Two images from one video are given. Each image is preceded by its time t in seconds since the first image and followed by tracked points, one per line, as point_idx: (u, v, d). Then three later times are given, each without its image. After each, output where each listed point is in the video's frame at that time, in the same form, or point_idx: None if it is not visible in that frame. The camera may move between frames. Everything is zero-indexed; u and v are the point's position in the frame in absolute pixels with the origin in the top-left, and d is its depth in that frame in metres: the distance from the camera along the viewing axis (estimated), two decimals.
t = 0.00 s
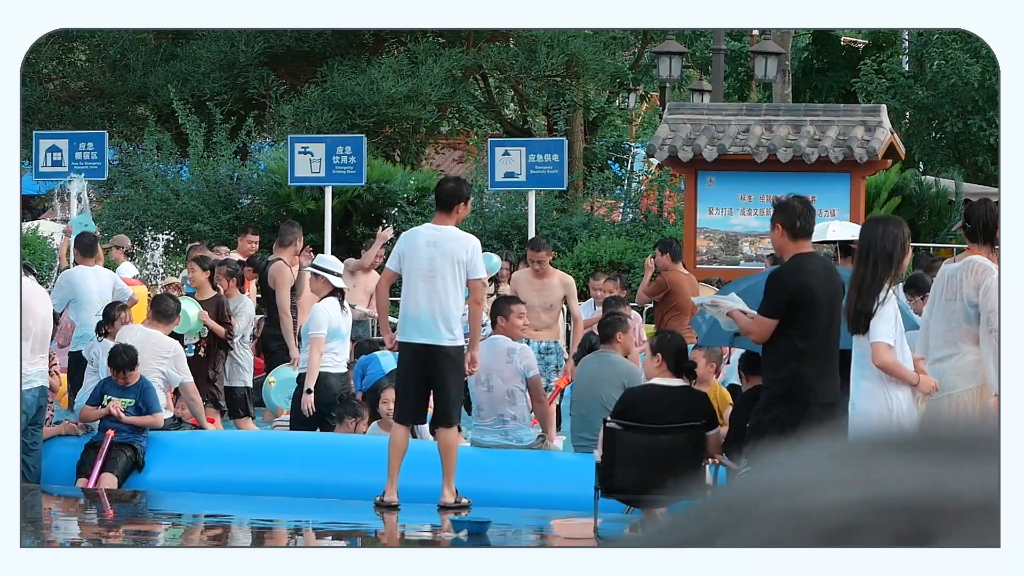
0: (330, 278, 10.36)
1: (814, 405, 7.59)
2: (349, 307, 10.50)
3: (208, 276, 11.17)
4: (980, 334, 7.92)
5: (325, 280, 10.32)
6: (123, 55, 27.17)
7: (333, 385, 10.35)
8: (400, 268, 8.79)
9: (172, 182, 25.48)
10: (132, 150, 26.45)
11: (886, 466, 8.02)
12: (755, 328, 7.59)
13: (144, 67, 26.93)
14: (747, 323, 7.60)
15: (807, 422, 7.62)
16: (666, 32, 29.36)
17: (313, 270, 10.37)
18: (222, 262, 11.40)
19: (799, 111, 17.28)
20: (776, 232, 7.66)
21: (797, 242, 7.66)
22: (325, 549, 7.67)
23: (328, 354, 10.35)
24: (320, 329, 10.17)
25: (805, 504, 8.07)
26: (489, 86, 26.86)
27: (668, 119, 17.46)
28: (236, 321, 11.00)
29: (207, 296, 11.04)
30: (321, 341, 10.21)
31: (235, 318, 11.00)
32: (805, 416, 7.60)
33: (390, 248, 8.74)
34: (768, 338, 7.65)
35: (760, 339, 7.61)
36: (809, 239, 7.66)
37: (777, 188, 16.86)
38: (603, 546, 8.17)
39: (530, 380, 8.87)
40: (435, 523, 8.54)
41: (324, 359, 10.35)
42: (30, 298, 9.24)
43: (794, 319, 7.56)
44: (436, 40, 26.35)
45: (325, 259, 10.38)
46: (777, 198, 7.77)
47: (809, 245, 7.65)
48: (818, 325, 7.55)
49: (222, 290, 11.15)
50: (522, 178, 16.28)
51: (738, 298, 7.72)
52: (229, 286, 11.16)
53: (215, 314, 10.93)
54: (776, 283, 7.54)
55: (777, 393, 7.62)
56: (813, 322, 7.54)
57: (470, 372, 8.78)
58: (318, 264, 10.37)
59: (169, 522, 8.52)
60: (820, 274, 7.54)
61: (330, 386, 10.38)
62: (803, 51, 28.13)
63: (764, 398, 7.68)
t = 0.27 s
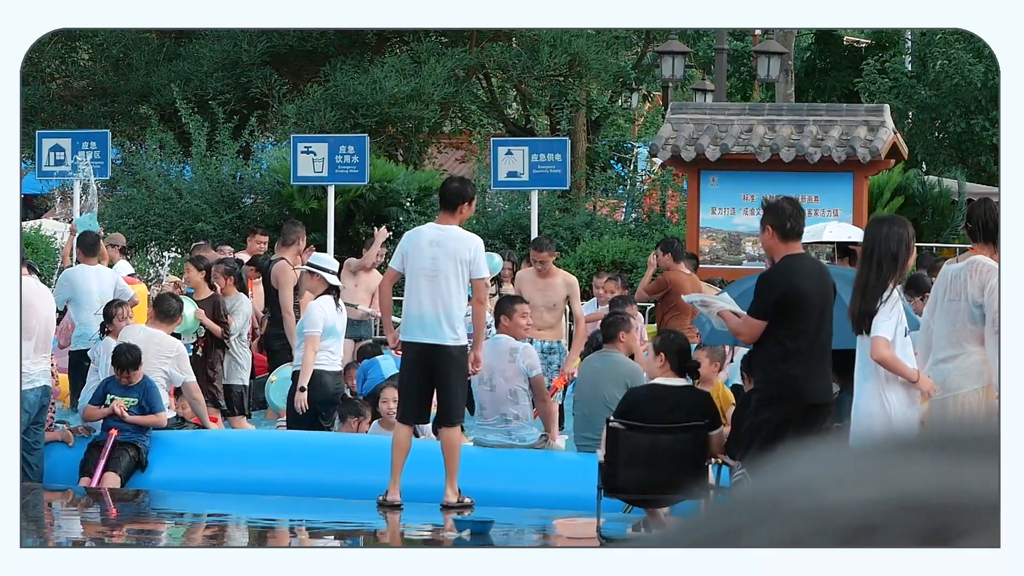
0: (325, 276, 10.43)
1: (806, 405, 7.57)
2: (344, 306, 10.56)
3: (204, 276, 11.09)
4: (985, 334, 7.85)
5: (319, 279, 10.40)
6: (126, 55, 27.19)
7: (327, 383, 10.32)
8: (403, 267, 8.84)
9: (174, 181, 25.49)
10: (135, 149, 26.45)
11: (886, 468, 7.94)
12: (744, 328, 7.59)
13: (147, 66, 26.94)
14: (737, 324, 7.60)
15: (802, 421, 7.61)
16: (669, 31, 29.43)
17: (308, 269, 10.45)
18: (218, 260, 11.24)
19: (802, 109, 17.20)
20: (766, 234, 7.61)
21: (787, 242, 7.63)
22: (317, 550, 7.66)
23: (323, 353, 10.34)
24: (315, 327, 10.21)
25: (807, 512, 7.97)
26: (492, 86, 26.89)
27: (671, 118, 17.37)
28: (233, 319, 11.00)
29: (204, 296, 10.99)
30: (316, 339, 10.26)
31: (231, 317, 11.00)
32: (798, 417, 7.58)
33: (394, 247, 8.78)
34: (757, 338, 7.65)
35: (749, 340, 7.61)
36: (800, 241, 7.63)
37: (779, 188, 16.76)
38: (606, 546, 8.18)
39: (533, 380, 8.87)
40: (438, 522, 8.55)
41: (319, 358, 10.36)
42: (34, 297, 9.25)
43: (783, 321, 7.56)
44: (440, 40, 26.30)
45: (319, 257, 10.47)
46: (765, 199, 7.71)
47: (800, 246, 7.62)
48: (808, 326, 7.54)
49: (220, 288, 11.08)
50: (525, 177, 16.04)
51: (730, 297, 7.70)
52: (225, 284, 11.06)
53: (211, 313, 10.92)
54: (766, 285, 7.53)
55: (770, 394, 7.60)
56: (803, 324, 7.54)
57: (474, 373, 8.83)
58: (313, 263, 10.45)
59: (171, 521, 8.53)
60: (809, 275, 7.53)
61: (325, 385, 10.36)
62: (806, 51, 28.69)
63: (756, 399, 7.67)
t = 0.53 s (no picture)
0: (319, 275, 10.64)
1: (796, 408, 7.48)
2: (340, 305, 10.72)
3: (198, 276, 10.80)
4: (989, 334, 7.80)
5: (313, 277, 10.61)
6: (127, 55, 27.41)
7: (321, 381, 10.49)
8: (406, 266, 8.87)
9: (176, 181, 25.56)
10: (136, 149, 26.51)
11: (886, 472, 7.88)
12: (731, 331, 7.55)
13: (149, 66, 27.16)
14: (724, 324, 7.56)
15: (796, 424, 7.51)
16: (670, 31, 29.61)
17: (303, 268, 10.65)
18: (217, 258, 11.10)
19: (806, 108, 17.08)
20: (755, 236, 7.56)
21: (776, 243, 7.58)
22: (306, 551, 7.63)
23: (318, 350, 10.46)
24: (309, 324, 10.33)
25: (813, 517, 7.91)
26: (493, 86, 27.04)
27: (672, 117, 17.19)
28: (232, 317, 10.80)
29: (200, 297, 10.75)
30: (310, 336, 10.37)
31: (228, 316, 10.78)
32: (789, 418, 7.49)
33: (397, 246, 8.81)
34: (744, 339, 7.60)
35: (736, 341, 7.56)
36: (788, 241, 7.59)
37: (783, 187, 16.55)
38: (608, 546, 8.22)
39: (535, 378, 8.88)
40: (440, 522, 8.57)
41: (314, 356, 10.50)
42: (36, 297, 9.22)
43: (771, 323, 7.50)
44: (441, 39, 26.49)
45: (313, 255, 10.62)
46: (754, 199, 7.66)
47: (788, 247, 7.58)
48: (796, 329, 7.48)
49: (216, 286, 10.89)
50: (526, 176, 16.47)
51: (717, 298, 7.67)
52: (222, 283, 10.88)
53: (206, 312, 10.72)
54: (755, 286, 7.47)
55: (761, 396, 7.51)
56: (791, 326, 7.48)
57: (476, 371, 8.86)
58: (306, 261, 10.62)
59: (175, 521, 8.55)
60: (798, 277, 7.48)
61: (320, 382, 10.53)
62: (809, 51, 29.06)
63: (746, 399, 7.59)
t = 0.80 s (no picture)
0: (320, 273, 10.64)
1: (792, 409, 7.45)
2: (341, 304, 10.73)
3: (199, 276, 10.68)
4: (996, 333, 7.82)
5: (315, 277, 10.63)
6: (136, 55, 27.67)
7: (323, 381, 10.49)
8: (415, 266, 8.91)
9: (184, 180, 26.02)
10: (145, 149, 26.81)
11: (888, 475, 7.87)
12: (726, 333, 7.53)
13: (157, 66, 27.48)
14: (717, 326, 7.57)
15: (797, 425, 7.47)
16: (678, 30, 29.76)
17: (305, 268, 10.67)
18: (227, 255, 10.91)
19: (815, 108, 17.00)
20: (747, 238, 7.58)
21: (768, 245, 7.58)
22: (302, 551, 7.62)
23: (318, 349, 10.47)
24: (308, 324, 10.34)
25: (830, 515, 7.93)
26: (501, 85, 27.43)
27: (681, 117, 17.29)
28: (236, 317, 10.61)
29: (201, 296, 10.58)
30: (309, 335, 10.38)
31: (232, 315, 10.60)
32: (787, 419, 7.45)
33: (405, 246, 8.84)
34: (738, 341, 7.57)
35: (729, 342, 7.55)
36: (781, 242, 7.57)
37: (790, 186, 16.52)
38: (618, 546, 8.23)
39: (545, 378, 8.87)
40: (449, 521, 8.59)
41: (314, 355, 10.48)
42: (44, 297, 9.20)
43: (764, 324, 7.46)
44: (448, 39, 26.82)
45: (315, 256, 10.71)
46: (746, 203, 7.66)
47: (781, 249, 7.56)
48: (789, 331, 7.44)
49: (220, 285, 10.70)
50: (534, 177, 16.02)
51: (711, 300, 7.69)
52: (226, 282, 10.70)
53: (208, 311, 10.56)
54: (746, 287, 7.43)
55: (757, 397, 7.47)
56: (785, 328, 7.44)
57: (485, 372, 8.88)
58: (308, 262, 10.68)
59: (184, 521, 8.56)
60: (791, 278, 7.45)
61: (322, 381, 10.52)
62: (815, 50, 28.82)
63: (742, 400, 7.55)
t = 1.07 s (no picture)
0: (329, 273, 10.65)
1: (791, 409, 7.55)
2: (352, 303, 10.65)
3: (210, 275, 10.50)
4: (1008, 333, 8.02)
5: (325, 276, 10.62)
6: (152, 55, 27.05)
7: (334, 379, 10.39)
8: (431, 265, 8.94)
9: (200, 180, 25.74)
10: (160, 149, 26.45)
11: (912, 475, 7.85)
12: (725, 333, 7.61)
13: (174, 67, 26.87)
14: (719, 327, 7.63)
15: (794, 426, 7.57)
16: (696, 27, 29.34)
17: (314, 268, 10.68)
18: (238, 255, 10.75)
19: (832, 108, 16.77)
20: (748, 238, 7.68)
21: (769, 244, 7.68)
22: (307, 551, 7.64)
23: (328, 350, 10.39)
24: (315, 323, 10.29)
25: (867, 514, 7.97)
26: (517, 85, 26.87)
27: (696, 117, 16.96)
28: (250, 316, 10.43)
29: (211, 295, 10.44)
30: (316, 334, 10.33)
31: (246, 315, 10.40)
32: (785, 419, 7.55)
33: (423, 245, 8.88)
34: (739, 341, 7.65)
35: (730, 343, 7.61)
36: (781, 241, 7.67)
37: (808, 186, 16.13)
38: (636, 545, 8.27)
39: (561, 377, 8.87)
40: (466, 522, 8.63)
41: (324, 354, 10.39)
42: (59, 298, 9.14)
43: (763, 323, 7.55)
44: (464, 39, 26.31)
45: (324, 254, 10.68)
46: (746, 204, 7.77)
47: (781, 248, 7.65)
48: (788, 330, 7.53)
49: (232, 285, 10.54)
50: (551, 176, 15.79)
51: (714, 301, 7.74)
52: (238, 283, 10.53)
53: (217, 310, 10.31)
54: (745, 287, 7.53)
55: (755, 398, 7.58)
56: (784, 327, 7.53)
57: (502, 370, 8.92)
58: (318, 261, 10.68)
59: (201, 521, 8.58)
60: (790, 277, 7.54)
61: (332, 380, 10.44)
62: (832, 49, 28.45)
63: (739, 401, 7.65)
